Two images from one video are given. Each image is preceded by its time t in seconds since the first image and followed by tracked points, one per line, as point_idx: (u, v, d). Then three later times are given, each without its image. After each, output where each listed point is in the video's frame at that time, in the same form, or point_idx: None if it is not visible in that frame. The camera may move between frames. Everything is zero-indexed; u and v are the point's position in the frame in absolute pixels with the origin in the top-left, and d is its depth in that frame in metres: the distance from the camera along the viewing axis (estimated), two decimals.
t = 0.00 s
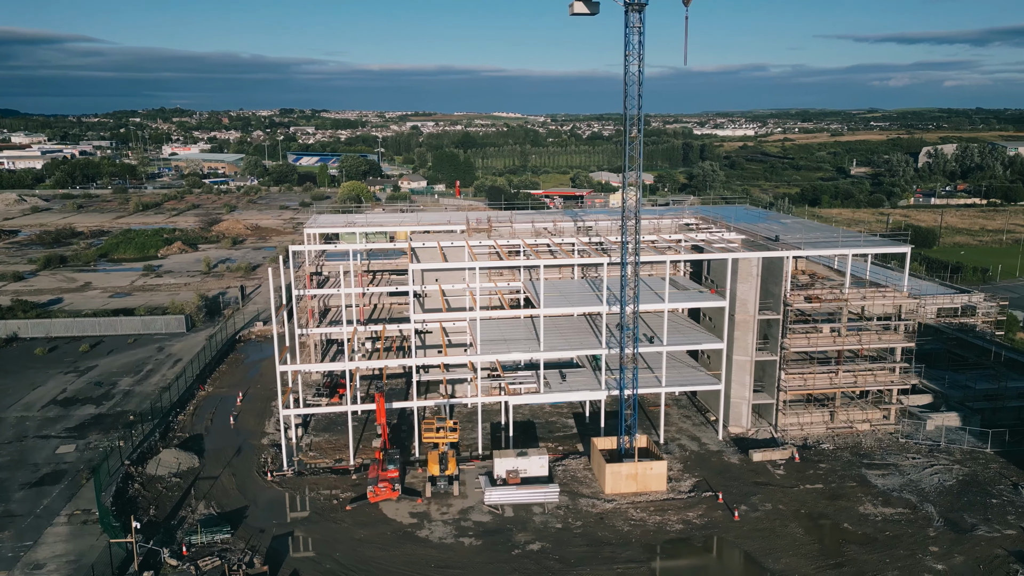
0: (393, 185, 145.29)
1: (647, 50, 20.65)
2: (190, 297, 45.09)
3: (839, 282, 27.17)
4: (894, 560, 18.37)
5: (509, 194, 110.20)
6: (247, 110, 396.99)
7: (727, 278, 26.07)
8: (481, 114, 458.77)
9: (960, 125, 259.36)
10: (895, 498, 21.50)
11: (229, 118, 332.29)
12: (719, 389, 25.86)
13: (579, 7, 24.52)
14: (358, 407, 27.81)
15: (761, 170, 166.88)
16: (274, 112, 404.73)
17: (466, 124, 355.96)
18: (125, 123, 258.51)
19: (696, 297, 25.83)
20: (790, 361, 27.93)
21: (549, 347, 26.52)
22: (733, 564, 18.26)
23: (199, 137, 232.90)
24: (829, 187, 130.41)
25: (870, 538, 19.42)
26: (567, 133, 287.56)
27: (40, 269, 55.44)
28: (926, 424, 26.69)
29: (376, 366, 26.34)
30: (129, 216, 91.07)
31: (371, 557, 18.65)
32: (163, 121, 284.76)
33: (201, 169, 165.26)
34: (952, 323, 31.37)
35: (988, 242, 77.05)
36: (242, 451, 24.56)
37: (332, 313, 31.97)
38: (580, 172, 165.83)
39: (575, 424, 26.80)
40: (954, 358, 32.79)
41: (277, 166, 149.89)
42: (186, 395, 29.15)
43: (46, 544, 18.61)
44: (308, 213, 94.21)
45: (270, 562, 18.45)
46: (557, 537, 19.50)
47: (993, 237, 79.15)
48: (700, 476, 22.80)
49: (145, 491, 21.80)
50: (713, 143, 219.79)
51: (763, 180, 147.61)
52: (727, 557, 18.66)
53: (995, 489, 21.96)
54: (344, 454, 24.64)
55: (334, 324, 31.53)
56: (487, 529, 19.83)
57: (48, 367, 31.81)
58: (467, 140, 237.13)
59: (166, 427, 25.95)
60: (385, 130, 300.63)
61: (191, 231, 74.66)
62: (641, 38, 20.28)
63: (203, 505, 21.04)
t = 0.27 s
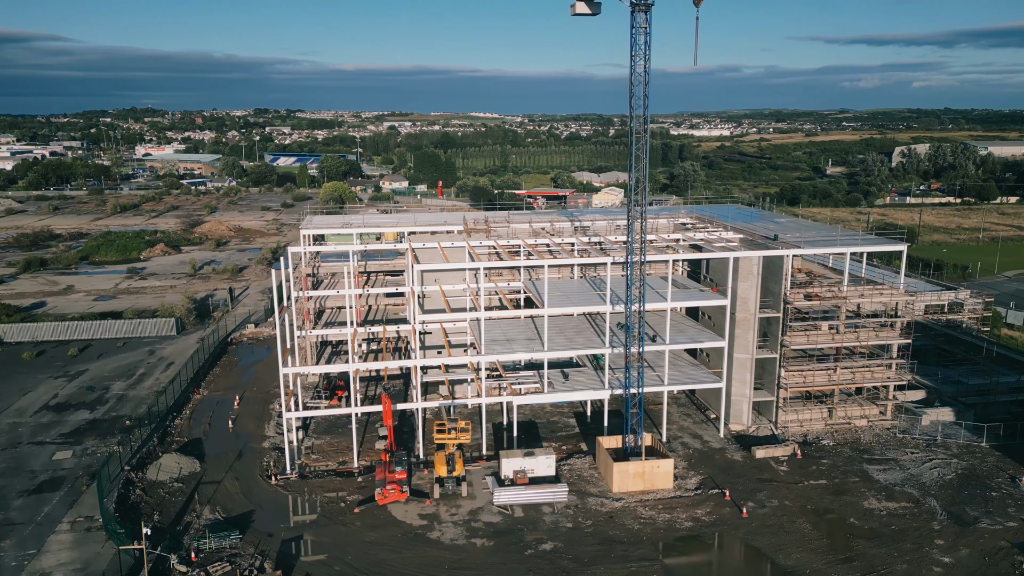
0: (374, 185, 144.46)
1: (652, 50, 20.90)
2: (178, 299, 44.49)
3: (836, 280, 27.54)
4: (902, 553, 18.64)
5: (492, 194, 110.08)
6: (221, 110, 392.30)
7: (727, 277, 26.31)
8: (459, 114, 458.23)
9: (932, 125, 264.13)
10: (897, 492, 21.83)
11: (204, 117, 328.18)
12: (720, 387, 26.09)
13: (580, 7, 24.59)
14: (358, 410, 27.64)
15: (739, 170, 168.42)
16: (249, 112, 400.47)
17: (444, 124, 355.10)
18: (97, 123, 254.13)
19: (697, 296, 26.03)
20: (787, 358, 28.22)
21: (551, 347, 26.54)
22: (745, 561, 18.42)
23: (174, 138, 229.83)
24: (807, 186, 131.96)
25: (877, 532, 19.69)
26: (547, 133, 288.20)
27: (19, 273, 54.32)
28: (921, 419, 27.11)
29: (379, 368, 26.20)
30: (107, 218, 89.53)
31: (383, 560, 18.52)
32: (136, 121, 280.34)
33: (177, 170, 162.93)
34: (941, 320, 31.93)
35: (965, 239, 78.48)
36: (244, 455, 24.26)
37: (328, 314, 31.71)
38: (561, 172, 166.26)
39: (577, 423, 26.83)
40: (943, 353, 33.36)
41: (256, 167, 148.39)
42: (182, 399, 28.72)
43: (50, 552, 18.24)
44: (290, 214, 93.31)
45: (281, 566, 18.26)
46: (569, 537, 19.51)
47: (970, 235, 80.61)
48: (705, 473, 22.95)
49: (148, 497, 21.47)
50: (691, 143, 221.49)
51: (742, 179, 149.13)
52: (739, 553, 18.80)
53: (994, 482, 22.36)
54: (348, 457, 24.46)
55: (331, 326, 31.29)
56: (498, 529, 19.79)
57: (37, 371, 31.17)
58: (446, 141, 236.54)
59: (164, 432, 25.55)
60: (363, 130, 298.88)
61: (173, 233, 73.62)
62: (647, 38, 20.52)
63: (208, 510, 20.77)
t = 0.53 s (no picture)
0: (351, 186, 143.44)
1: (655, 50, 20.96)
2: (161, 303, 43.74)
3: (830, 277, 27.92)
4: (906, 545, 18.94)
5: (472, 194, 109.92)
6: (191, 110, 386.84)
7: (725, 275, 26.54)
8: (433, 114, 456.84)
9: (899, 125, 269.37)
10: (896, 485, 22.19)
11: (173, 118, 323.18)
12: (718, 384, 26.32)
13: (578, 7, 24.73)
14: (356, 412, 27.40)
15: (714, 170, 170.09)
16: (219, 112, 395.24)
17: (419, 124, 353.83)
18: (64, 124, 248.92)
19: (695, 294, 26.21)
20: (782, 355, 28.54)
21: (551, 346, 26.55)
22: (754, 555, 18.58)
23: (144, 138, 226.05)
24: (782, 185, 133.75)
25: (880, 525, 19.99)
26: (522, 133, 288.62)
27: None
28: (913, 413, 27.59)
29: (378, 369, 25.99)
30: (80, 220, 87.75)
31: (393, 562, 18.36)
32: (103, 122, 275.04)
33: (149, 171, 160.15)
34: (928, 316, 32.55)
35: (938, 237, 80.12)
36: (242, 459, 23.91)
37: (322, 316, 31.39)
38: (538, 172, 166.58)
39: (577, 422, 26.85)
40: (929, 349, 33.99)
41: (230, 168, 146.52)
42: (174, 403, 28.22)
43: (51, 562, 17.82)
44: (268, 215, 92.26)
45: (290, 571, 18.03)
46: (578, 535, 19.52)
47: (942, 233, 82.30)
48: (707, 470, 23.12)
49: (147, 503, 21.06)
50: (666, 144, 223.34)
51: (717, 179, 150.69)
52: (747, 549, 18.95)
53: (988, 474, 22.82)
54: (348, 459, 24.23)
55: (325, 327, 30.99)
56: (507, 529, 19.73)
57: (22, 377, 30.43)
58: (422, 141, 235.71)
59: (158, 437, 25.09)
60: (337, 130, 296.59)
61: (150, 235, 72.42)
62: (650, 38, 20.58)
63: (211, 516, 20.44)
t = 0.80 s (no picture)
0: (326, 187, 142.12)
1: (656, 52, 21.08)
2: (143, 306, 42.96)
3: (823, 275, 28.30)
4: (908, 538, 19.29)
5: (450, 194, 109.56)
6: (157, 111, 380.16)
7: (720, 273, 26.82)
8: (406, 115, 454.71)
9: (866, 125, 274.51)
10: (893, 479, 22.60)
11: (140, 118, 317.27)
12: (715, 382, 26.56)
13: (575, 7, 24.50)
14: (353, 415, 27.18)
15: (688, 169, 171.53)
16: (186, 112, 388.80)
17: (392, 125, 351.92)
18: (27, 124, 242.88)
19: (693, 293, 26.42)
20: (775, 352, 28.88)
21: (549, 346, 26.56)
22: (761, 551, 18.78)
23: (110, 139, 221.61)
24: (755, 185, 135.33)
25: (881, 519, 20.33)
26: (497, 134, 288.71)
27: None
28: (903, 408, 28.11)
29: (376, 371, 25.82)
30: (49, 223, 85.77)
31: (403, 566, 18.24)
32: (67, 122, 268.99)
33: (117, 172, 156.89)
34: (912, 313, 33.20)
35: (910, 235, 81.70)
36: (241, 465, 23.58)
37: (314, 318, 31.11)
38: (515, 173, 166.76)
39: (575, 421, 26.90)
40: (912, 344, 34.68)
41: (203, 169, 144.42)
42: (165, 409, 27.72)
43: (52, 573, 17.40)
44: (244, 217, 91.00)
45: None
46: (586, 535, 19.56)
47: (914, 231, 83.94)
48: (708, 468, 23.33)
49: (146, 511, 20.66)
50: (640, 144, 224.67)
51: (692, 179, 152.02)
52: (754, 545, 19.14)
53: (981, 467, 23.31)
54: (348, 463, 24.01)
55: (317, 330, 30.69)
56: (514, 530, 19.70)
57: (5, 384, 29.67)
58: (396, 141, 234.43)
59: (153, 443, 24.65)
60: (310, 130, 293.60)
61: (124, 237, 71.02)
62: (652, 40, 20.68)
63: (213, 522, 20.12)
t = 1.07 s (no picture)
0: (300, 188, 140.65)
1: (655, 52, 21.28)
2: (123, 311, 42.12)
3: (813, 273, 28.74)
4: (907, 530, 19.68)
5: (427, 195, 109.15)
6: (122, 111, 372.86)
7: (714, 272, 27.07)
8: (378, 115, 451.76)
9: (833, 125, 279.41)
10: (887, 473, 23.04)
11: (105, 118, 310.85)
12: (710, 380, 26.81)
13: (571, 8, 24.77)
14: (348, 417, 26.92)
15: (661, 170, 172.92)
16: (152, 112, 381.81)
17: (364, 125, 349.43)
18: None
19: (688, 292, 26.63)
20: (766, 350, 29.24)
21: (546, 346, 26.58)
22: (766, 545, 19.02)
23: (74, 139, 216.71)
24: (728, 185, 136.88)
25: (879, 511, 20.71)
26: (469, 134, 288.31)
27: None
28: (891, 403, 28.66)
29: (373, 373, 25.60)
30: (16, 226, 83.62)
31: (411, 569, 18.15)
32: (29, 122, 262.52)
33: (83, 173, 153.42)
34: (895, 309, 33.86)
35: (881, 234, 83.30)
36: (238, 469, 23.25)
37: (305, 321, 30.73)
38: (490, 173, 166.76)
39: (572, 421, 26.95)
40: (895, 340, 35.38)
41: (173, 170, 142.07)
42: (155, 415, 27.24)
43: None
44: (218, 219, 89.66)
45: None
46: (593, 533, 19.63)
47: (885, 229, 85.59)
48: (707, 464, 23.56)
49: (144, 518, 20.27)
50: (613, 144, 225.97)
51: (666, 179, 153.26)
52: (758, 540, 19.39)
53: (970, 460, 23.86)
54: (347, 466, 23.80)
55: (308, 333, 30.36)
56: (521, 531, 19.70)
57: None
58: (369, 142, 232.81)
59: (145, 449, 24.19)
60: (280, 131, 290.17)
61: (97, 240, 69.55)
62: (651, 40, 20.88)
63: (214, 529, 19.84)
